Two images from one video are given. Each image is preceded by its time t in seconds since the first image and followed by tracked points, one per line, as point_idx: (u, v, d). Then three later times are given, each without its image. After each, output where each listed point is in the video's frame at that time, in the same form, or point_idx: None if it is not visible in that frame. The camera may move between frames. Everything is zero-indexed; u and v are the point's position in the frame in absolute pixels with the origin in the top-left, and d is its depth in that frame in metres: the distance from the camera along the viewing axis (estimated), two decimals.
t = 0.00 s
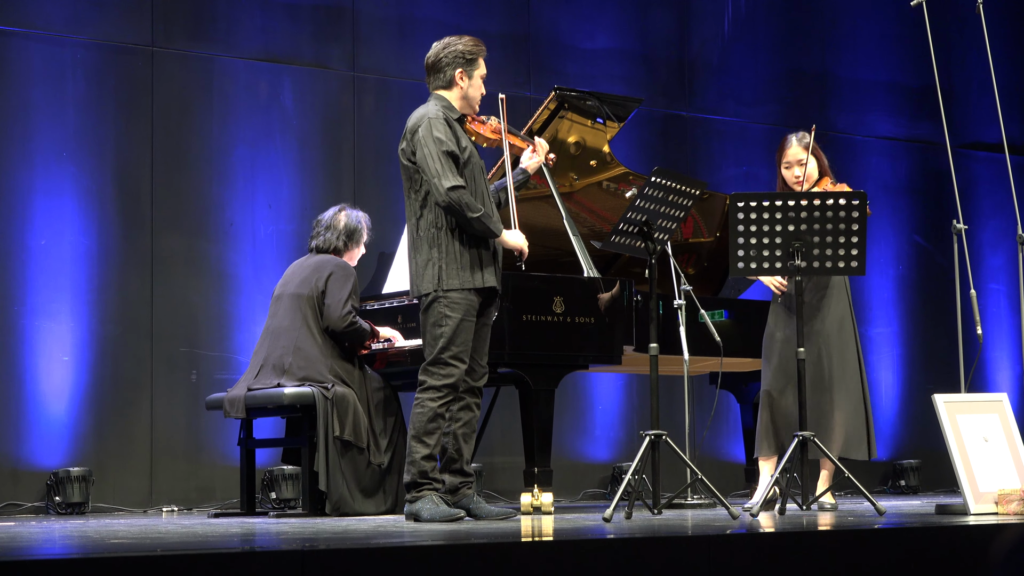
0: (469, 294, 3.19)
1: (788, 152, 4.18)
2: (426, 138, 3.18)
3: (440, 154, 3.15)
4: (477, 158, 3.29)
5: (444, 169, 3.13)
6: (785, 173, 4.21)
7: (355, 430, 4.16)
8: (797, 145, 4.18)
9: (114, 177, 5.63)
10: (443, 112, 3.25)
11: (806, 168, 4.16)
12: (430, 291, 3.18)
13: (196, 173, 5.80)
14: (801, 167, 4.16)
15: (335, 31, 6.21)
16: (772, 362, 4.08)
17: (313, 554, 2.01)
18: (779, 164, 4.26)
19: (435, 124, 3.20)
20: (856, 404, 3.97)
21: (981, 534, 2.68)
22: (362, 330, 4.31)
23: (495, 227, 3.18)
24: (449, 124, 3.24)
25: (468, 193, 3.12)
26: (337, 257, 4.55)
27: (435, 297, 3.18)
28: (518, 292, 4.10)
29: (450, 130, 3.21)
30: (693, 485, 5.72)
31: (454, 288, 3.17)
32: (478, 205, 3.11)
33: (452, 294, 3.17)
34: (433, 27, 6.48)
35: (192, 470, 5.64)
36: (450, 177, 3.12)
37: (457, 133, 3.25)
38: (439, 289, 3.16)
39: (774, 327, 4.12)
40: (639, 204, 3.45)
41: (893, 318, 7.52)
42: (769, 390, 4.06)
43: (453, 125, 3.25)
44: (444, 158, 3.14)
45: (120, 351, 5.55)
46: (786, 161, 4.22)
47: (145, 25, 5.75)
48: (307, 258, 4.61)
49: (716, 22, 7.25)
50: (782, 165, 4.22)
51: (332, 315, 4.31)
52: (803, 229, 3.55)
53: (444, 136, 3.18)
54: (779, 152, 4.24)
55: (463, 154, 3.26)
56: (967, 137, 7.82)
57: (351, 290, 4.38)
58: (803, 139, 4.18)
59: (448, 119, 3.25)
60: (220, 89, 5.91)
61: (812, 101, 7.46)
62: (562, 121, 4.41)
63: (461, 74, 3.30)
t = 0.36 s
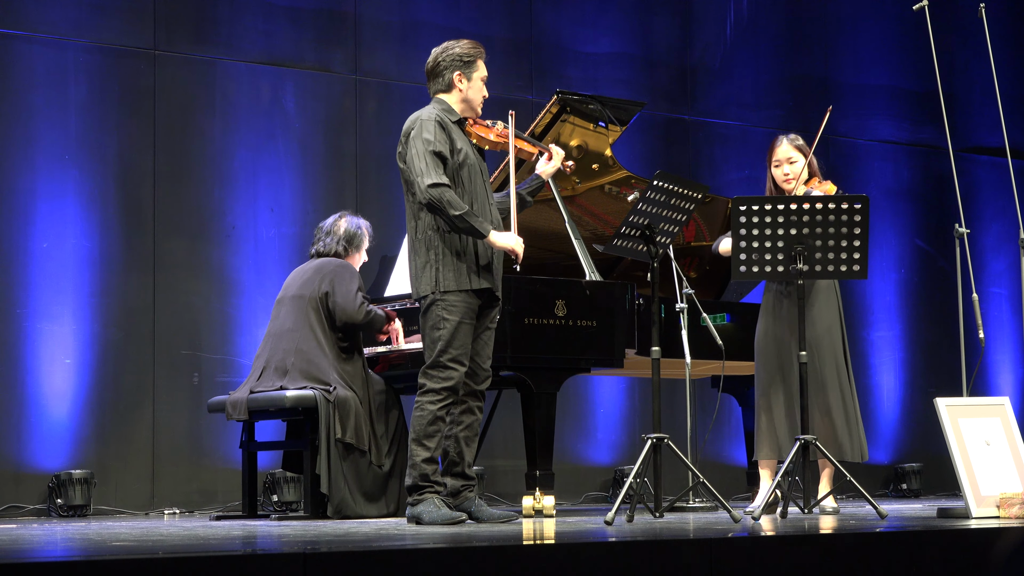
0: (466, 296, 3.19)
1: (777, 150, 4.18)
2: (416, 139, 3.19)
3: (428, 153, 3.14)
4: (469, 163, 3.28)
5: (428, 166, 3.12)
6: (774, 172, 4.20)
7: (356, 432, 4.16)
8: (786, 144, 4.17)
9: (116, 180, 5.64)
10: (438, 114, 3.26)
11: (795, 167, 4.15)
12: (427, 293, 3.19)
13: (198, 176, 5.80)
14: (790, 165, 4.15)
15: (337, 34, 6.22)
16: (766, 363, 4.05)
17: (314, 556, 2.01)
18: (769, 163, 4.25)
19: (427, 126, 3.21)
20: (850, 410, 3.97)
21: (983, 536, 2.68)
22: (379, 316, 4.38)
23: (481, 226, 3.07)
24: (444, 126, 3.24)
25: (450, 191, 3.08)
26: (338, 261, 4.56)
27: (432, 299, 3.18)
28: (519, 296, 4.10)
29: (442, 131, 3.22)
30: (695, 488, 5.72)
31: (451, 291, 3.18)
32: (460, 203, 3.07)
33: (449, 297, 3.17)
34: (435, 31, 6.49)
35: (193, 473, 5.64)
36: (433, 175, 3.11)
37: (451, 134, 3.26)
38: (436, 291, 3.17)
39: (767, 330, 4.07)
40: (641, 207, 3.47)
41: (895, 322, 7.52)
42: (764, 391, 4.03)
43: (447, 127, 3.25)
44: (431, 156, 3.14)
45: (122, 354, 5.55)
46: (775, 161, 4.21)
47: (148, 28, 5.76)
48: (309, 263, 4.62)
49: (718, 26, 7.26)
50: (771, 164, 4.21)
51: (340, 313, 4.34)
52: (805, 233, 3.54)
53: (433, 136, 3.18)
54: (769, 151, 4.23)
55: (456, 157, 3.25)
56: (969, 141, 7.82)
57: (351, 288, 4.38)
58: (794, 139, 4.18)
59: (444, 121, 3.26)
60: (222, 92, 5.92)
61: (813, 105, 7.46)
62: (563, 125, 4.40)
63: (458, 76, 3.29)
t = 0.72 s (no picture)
0: (456, 298, 3.18)
1: (764, 152, 4.23)
2: (413, 140, 3.22)
3: (430, 145, 3.16)
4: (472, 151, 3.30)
5: (434, 153, 3.13)
6: (761, 172, 4.25)
7: (356, 433, 4.16)
8: (775, 146, 4.23)
9: (117, 182, 5.64)
10: (427, 118, 3.30)
11: (781, 167, 4.19)
12: (416, 296, 3.20)
13: (198, 178, 5.81)
14: (777, 166, 4.20)
15: (338, 37, 6.22)
16: (754, 367, 4.06)
17: (314, 558, 2.01)
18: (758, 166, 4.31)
19: (419, 126, 3.26)
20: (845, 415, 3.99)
21: (983, 539, 2.68)
22: (373, 337, 4.36)
23: (499, 153, 3.09)
24: (437, 128, 3.29)
25: (464, 158, 3.09)
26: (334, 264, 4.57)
27: (422, 303, 3.19)
28: (519, 298, 4.10)
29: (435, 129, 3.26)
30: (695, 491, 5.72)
31: (439, 293, 3.18)
32: (477, 160, 3.07)
33: (438, 299, 3.17)
34: (435, 33, 6.50)
35: (193, 475, 5.64)
36: (441, 156, 3.12)
37: (443, 134, 3.29)
38: (424, 294, 3.17)
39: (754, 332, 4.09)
40: (642, 210, 3.48)
41: (895, 325, 7.52)
42: (752, 398, 4.04)
43: (439, 128, 3.30)
44: (434, 145, 3.16)
45: (122, 356, 5.55)
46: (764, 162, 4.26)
47: (148, 30, 5.77)
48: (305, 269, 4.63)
49: (718, 29, 7.27)
50: (759, 165, 4.27)
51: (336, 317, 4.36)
52: (806, 236, 3.54)
53: (428, 132, 3.22)
54: (758, 154, 4.29)
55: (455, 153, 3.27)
56: (969, 144, 7.82)
57: (350, 293, 4.40)
58: (781, 141, 4.24)
59: (438, 125, 3.31)
60: (223, 94, 5.92)
61: (814, 108, 7.46)
62: (565, 128, 4.38)
63: (450, 81, 3.29)
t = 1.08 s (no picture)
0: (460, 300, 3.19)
1: (751, 154, 4.22)
2: (420, 139, 3.21)
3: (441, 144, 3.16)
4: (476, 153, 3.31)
5: (445, 153, 3.14)
6: (749, 174, 4.25)
7: (356, 435, 4.17)
8: (762, 148, 4.23)
9: (116, 183, 5.64)
10: (431, 118, 3.30)
11: (769, 168, 4.19)
12: (420, 297, 3.20)
13: (197, 180, 5.81)
14: (766, 167, 4.19)
15: (338, 39, 6.23)
16: (746, 367, 4.08)
17: (314, 559, 2.00)
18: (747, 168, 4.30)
19: (423, 127, 3.26)
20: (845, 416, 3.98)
21: (982, 540, 2.68)
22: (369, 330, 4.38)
23: (507, 151, 3.11)
24: (441, 128, 3.29)
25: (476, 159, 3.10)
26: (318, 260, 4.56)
27: (426, 304, 3.19)
28: (519, 300, 4.10)
29: (439, 129, 3.26)
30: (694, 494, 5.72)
31: (444, 294, 3.17)
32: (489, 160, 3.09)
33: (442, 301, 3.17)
34: (435, 35, 6.50)
35: (193, 477, 5.63)
36: (453, 158, 3.12)
37: (448, 133, 3.29)
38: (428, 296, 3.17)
39: (745, 332, 4.11)
40: (641, 212, 3.47)
41: (895, 327, 7.52)
42: (744, 401, 4.05)
43: (442, 128, 3.29)
44: (444, 145, 3.16)
45: (121, 357, 5.55)
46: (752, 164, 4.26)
47: (149, 31, 5.77)
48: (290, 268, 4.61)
49: (718, 31, 7.27)
50: (747, 167, 4.26)
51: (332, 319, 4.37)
52: (805, 239, 3.55)
53: (434, 132, 3.22)
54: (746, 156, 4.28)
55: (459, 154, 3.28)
56: (969, 146, 7.83)
57: (339, 289, 4.40)
58: (769, 143, 4.24)
59: (442, 124, 3.31)
60: (223, 95, 5.93)
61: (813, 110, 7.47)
62: (564, 129, 4.36)
63: (450, 85, 3.30)
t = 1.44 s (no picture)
0: (462, 303, 3.19)
1: (745, 156, 4.23)
2: (423, 144, 3.21)
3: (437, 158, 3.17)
4: (477, 165, 3.31)
5: (438, 171, 3.15)
6: (742, 176, 4.25)
7: (358, 437, 4.17)
8: (755, 150, 4.24)
9: (119, 185, 5.65)
10: (440, 120, 3.29)
11: (762, 170, 4.20)
12: (423, 301, 3.20)
13: (201, 182, 5.81)
14: (759, 168, 4.20)
15: (341, 41, 6.23)
16: (743, 370, 4.08)
17: (317, 560, 2.00)
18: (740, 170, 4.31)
19: (428, 131, 3.24)
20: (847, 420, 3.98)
21: (986, 543, 2.68)
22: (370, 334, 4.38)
23: (498, 216, 3.15)
24: (450, 131, 3.28)
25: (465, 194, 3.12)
26: (310, 260, 4.55)
27: (429, 307, 3.19)
28: (521, 302, 4.10)
29: (445, 136, 3.24)
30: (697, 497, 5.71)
31: (447, 297, 3.18)
32: (476, 203, 3.11)
33: (444, 303, 3.17)
34: (438, 37, 6.50)
35: (195, 478, 5.63)
36: (445, 179, 3.13)
37: (454, 139, 3.27)
38: (430, 299, 3.17)
39: (742, 335, 4.11)
40: (644, 215, 3.47)
41: (898, 330, 7.51)
42: (742, 402, 4.04)
43: (451, 132, 3.27)
44: (442, 161, 3.17)
45: (124, 359, 5.55)
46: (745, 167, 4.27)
47: (152, 33, 5.78)
48: (282, 268, 4.59)
49: (721, 34, 7.27)
50: (740, 169, 4.27)
51: (330, 323, 4.36)
52: (808, 241, 3.55)
53: (439, 141, 3.21)
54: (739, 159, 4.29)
55: (463, 161, 3.27)
56: (973, 150, 7.82)
57: (335, 292, 4.39)
58: (762, 145, 4.25)
59: (451, 127, 3.29)
60: (226, 97, 5.93)
61: (816, 113, 7.47)
62: (567, 132, 4.38)
63: (461, 86, 3.30)
